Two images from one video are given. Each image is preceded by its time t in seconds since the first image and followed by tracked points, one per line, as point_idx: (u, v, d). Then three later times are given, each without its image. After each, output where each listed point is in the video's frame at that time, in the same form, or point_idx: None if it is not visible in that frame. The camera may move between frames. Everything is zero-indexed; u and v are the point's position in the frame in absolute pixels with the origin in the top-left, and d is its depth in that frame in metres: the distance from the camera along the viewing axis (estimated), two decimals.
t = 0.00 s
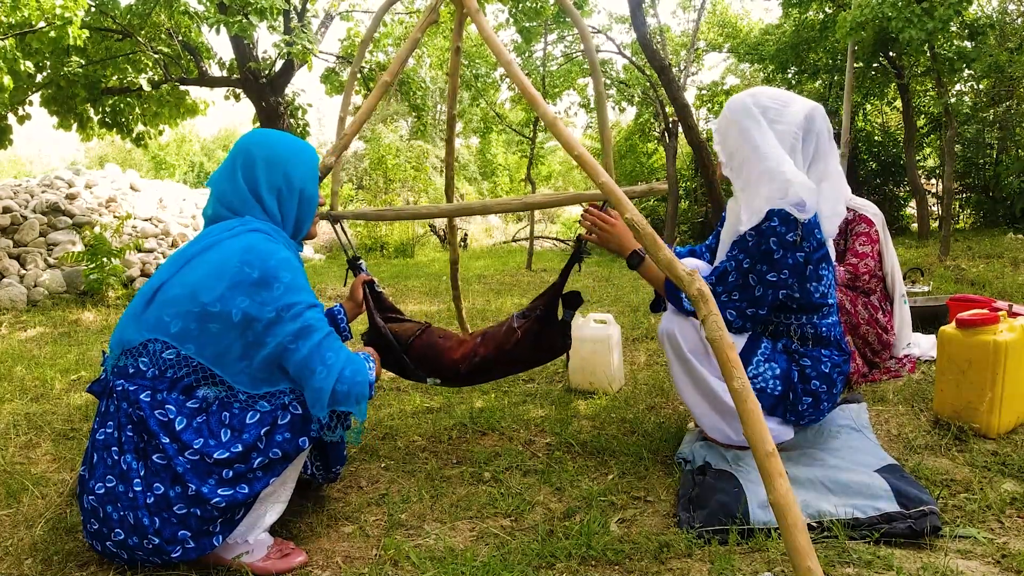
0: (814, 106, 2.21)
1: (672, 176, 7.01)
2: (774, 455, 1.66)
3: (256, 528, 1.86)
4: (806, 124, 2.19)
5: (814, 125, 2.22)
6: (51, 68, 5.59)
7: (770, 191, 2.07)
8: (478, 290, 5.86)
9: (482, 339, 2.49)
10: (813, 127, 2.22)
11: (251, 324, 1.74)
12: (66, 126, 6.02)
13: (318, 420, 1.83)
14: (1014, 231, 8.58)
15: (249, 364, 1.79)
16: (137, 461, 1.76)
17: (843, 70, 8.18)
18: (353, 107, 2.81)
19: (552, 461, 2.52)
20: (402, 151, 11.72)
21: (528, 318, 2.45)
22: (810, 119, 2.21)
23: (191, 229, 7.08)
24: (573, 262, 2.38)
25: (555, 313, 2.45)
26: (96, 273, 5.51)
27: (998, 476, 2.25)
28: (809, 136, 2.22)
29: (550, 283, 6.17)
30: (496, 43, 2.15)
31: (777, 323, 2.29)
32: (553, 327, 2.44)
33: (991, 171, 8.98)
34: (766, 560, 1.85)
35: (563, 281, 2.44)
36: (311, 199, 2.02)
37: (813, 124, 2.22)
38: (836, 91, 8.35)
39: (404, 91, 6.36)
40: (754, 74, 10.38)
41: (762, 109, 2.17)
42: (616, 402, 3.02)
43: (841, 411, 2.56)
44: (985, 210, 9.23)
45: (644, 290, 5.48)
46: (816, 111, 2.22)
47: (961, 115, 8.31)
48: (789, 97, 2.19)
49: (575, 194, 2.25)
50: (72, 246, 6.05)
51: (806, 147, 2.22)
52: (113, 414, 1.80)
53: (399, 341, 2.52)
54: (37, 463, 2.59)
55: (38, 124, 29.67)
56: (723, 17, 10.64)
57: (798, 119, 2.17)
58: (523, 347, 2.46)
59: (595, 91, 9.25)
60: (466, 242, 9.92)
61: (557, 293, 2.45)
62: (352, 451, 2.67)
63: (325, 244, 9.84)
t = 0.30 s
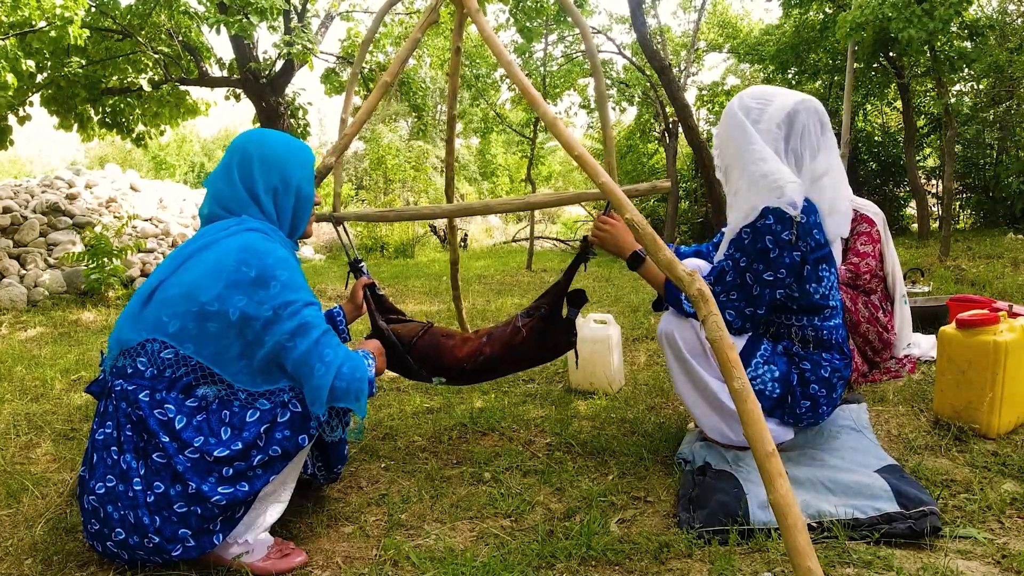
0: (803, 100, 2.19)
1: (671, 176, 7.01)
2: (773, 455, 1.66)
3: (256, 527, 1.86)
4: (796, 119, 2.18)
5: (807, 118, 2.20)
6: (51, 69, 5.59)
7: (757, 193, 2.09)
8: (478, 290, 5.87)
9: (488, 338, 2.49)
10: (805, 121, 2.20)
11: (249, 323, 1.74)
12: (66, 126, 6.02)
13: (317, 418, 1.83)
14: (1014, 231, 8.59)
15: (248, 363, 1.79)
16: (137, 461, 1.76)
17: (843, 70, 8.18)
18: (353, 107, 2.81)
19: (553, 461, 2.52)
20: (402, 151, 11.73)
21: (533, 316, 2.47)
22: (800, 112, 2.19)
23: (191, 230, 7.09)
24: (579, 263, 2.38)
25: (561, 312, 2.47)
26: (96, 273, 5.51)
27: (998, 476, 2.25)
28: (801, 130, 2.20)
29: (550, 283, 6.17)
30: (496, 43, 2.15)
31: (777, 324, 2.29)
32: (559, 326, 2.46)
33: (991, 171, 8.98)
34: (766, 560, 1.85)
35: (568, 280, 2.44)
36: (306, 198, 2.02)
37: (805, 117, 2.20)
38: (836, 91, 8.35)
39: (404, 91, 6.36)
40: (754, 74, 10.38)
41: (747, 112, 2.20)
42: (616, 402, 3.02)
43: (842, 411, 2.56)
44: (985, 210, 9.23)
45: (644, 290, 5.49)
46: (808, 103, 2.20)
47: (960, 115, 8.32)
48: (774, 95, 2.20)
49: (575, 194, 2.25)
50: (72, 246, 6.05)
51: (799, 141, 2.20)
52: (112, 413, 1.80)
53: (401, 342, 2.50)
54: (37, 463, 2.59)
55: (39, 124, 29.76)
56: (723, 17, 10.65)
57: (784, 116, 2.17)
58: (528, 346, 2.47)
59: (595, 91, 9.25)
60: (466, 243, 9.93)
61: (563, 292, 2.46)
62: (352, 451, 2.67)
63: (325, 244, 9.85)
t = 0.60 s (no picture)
0: (785, 95, 2.10)
1: (671, 175, 7.01)
2: (773, 455, 1.66)
3: (254, 526, 1.86)
4: (779, 117, 2.09)
5: (792, 112, 2.12)
6: (51, 69, 5.59)
7: (740, 198, 2.10)
8: (478, 290, 5.87)
9: (492, 338, 2.49)
10: (790, 116, 2.12)
11: (246, 323, 1.74)
12: (66, 126, 6.02)
13: (314, 417, 1.83)
14: (1014, 231, 8.58)
15: (245, 362, 1.79)
16: (135, 459, 1.76)
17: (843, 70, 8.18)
18: (353, 108, 2.81)
19: (553, 461, 2.52)
20: (402, 151, 11.74)
21: (538, 318, 2.46)
22: (784, 108, 2.11)
23: (191, 229, 7.09)
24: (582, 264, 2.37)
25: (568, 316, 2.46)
26: (96, 273, 5.51)
27: (998, 476, 2.25)
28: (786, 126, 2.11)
29: (550, 283, 6.17)
30: (496, 43, 2.15)
31: (775, 325, 2.29)
32: (565, 327, 2.45)
33: (991, 172, 8.98)
34: (766, 560, 1.85)
35: (575, 281, 2.44)
36: (306, 198, 2.01)
37: (790, 112, 2.11)
38: (836, 92, 8.35)
39: (404, 91, 6.36)
40: (754, 74, 10.39)
41: (727, 120, 2.15)
42: (616, 402, 3.02)
43: (842, 411, 2.56)
44: (985, 211, 9.23)
45: (644, 290, 5.49)
46: (792, 96, 2.11)
47: (960, 116, 8.32)
48: (753, 95, 2.12)
49: (575, 194, 2.25)
50: (72, 246, 6.05)
51: (787, 137, 2.13)
52: (111, 412, 1.80)
53: (405, 343, 2.51)
54: (37, 463, 2.59)
55: (39, 124, 29.80)
56: (723, 18, 10.65)
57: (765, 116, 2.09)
58: (535, 348, 2.48)
59: (595, 91, 9.25)
60: (466, 242, 9.93)
61: (569, 293, 2.46)
62: (351, 451, 2.67)
63: (325, 244, 9.86)
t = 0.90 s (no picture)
0: (765, 98, 2.08)
1: (671, 175, 7.01)
2: (773, 455, 1.66)
3: (256, 528, 1.86)
4: (756, 122, 2.07)
5: (771, 114, 2.09)
6: (51, 69, 5.59)
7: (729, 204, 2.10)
8: (479, 290, 5.87)
9: (483, 340, 2.49)
10: (769, 119, 2.09)
11: (253, 326, 1.74)
12: (66, 126, 6.01)
13: (318, 422, 1.83)
14: (1015, 231, 8.58)
15: (251, 366, 1.79)
16: (137, 461, 1.76)
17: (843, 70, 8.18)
18: (353, 108, 2.81)
19: (553, 462, 2.52)
20: (402, 151, 11.75)
21: (529, 320, 2.45)
22: (766, 111, 2.08)
23: (191, 229, 7.10)
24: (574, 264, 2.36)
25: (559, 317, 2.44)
26: (96, 273, 5.51)
27: (998, 477, 2.25)
28: (763, 130, 2.09)
29: (550, 284, 6.17)
30: (496, 43, 2.15)
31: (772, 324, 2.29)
32: (556, 328, 2.43)
33: (991, 172, 8.99)
34: (766, 561, 1.85)
35: (566, 281, 2.42)
36: (315, 201, 2.01)
37: (768, 115, 2.09)
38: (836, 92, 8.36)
39: (404, 92, 6.36)
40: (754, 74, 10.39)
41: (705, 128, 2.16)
42: (617, 403, 3.02)
43: (842, 411, 2.57)
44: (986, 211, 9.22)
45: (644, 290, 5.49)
46: (770, 98, 2.07)
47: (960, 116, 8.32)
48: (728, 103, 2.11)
49: (577, 194, 2.25)
50: (72, 246, 6.05)
51: (769, 140, 2.11)
52: (114, 413, 1.80)
53: (398, 343, 2.53)
54: (37, 463, 2.59)
55: (39, 124, 29.82)
56: (723, 18, 10.67)
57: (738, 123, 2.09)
58: (526, 349, 2.46)
59: (595, 92, 9.26)
60: (466, 243, 9.94)
61: (561, 294, 2.44)
62: (351, 451, 2.67)
63: (325, 244, 9.86)
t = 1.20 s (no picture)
0: (774, 94, 2.05)
1: (671, 175, 7.02)
2: (773, 455, 1.66)
3: (257, 528, 1.86)
4: (764, 119, 2.05)
5: (779, 111, 2.08)
6: (52, 69, 5.59)
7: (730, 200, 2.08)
8: (479, 290, 5.88)
9: (482, 339, 2.49)
10: (776, 116, 2.08)
11: (254, 326, 1.74)
12: (66, 126, 6.01)
13: (319, 421, 1.83)
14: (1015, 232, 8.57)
15: (252, 365, 1.79)
16: (139, 462, 1.76)
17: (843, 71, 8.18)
18: (354, 108, 2.80)
19: (553, 462, 2.52)
20: (402, 152, 11.76)
21: (526, 319, 2.44)
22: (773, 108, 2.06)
23: (191, 230, 7.11)
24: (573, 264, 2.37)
25: (556, 315, 2.45)
26: (96, 273, 5.51)
27: (998, 477, 2.25)
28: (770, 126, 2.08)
29: (550, 284, 6.17)
30: (496, 44, 2.15)
31: (775, 326, 2.30)
32: (553, 327, 2.43)
33: (991, 172, 8.97)
34: (766, 561, 1.85)
35: (564, 281, 2.43)
36: (314, 202, 2.01)
37: (776, 111, 2.07)
38: (836, 92, 8.36)
39: (404, 92, 6.36)
40: (754, 74, 10.39)
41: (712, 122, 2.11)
42: (617, 403, 3.01)
43: (842, 411, 2.57)
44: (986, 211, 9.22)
45: (644, 290, 5.49)
46: (778, 94, 2.05)
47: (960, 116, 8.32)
48: (736, 97, 2.07)
49: (576, 194, 2.25)
50: (72, 246, 6.05)
51: (775, 136, 2.11)
52: (114, 414, 1.79)
53: (396, 342, 2.52)
54: (37, 463, 2.59)
55: (39, 124, 29.86)
56: (723, 19, 10.68)
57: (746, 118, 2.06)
58: (523, 347, 2.45)
59: (595, 92, 9.26)
60: (466, 243, 9.95)
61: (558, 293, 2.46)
62: (351, 451, 2.67)
63: (325, 244, 9.87)
